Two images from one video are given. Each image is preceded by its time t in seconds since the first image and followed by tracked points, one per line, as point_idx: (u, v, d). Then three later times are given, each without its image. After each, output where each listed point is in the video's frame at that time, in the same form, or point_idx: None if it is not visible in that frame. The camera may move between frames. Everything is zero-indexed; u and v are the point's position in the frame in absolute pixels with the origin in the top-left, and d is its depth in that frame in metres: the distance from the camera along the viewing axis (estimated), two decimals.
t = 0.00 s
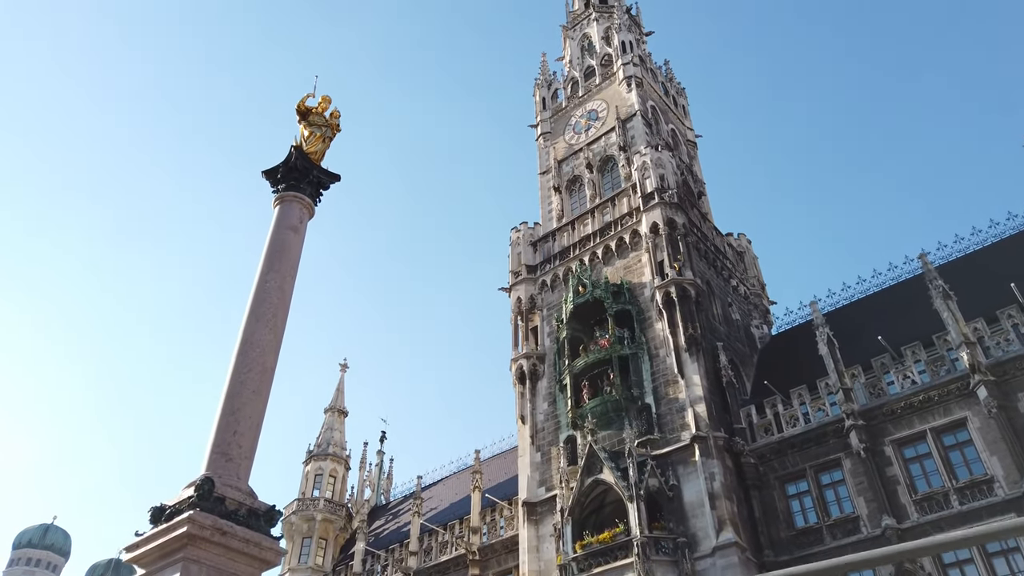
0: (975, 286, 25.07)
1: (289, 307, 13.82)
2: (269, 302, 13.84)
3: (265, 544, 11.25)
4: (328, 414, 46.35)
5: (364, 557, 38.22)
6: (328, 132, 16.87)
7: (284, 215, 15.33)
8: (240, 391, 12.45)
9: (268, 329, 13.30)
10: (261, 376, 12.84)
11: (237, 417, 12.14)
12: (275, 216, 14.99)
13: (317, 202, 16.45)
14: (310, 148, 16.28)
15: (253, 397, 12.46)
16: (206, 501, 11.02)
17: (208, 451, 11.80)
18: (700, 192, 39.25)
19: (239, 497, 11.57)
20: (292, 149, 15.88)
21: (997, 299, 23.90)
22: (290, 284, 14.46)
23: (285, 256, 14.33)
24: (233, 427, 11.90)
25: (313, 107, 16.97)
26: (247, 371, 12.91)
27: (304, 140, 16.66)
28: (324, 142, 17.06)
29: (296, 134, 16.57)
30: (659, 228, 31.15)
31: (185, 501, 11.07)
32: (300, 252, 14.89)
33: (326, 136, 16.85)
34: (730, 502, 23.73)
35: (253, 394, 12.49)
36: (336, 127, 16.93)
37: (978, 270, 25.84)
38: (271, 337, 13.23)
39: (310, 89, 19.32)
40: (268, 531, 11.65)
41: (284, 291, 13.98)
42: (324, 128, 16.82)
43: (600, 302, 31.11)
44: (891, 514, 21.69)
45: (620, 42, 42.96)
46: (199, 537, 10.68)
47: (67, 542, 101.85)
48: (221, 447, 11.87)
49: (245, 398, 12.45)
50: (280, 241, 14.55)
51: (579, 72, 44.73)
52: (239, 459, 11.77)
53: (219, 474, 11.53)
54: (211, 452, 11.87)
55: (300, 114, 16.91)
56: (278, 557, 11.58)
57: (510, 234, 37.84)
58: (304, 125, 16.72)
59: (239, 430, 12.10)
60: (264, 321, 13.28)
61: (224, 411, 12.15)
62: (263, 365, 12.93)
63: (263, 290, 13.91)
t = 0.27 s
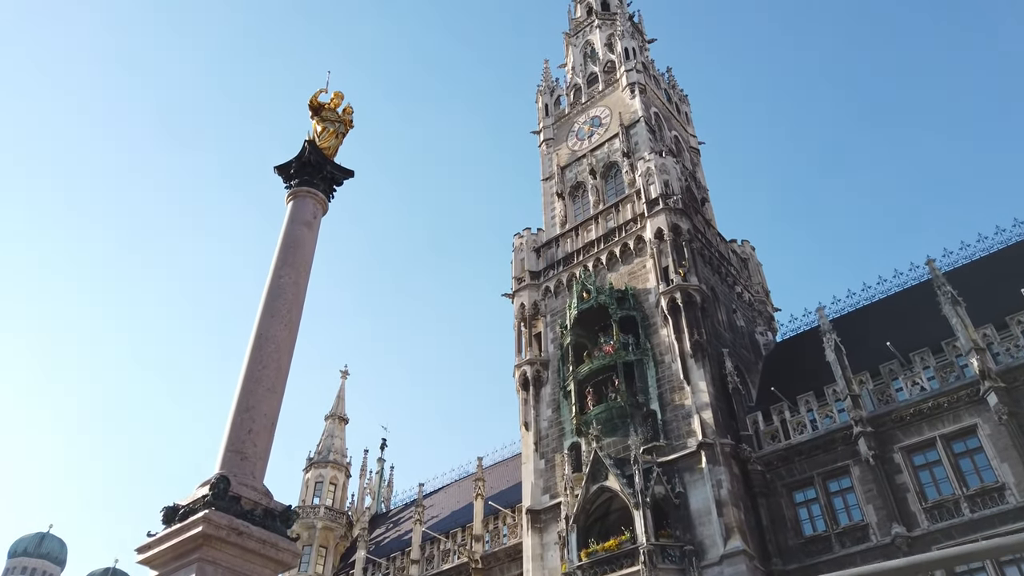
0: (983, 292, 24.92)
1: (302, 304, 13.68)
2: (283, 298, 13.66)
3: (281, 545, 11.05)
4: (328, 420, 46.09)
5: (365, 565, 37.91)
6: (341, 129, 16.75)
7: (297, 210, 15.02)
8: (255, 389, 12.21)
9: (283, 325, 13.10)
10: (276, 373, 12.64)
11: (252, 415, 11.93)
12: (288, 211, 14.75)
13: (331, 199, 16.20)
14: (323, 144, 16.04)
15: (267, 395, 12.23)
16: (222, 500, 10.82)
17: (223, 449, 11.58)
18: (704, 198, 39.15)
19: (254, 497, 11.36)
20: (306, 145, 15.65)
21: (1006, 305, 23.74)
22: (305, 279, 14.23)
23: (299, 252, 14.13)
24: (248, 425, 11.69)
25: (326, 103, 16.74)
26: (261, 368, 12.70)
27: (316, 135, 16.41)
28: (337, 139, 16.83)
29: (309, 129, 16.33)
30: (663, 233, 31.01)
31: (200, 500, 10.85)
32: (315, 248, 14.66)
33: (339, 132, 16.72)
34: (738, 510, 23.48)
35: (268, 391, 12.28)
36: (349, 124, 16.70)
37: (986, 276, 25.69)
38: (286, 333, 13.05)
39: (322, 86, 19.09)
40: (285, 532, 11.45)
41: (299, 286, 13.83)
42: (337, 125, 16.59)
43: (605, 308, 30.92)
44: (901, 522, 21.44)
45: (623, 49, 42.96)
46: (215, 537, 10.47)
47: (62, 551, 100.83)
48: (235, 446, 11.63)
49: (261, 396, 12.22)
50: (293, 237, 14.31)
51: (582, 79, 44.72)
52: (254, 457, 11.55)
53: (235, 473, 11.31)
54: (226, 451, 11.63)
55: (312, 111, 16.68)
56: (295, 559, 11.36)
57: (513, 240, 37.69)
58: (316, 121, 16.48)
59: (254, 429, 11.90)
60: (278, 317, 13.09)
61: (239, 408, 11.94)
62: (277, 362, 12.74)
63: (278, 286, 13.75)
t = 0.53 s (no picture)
0: (991, 301, 24.77)
1: (316, 301, 13.42)
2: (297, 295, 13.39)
3: (298, 547, 10.76)
4: (328, 431, 45.70)
5: None
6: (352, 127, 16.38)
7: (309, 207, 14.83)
8: (269, 386, 11.91)
9: (297, 321, 12.81)
10: (291, 370, 12.35)
11: (265, 413, 11.61)
12: (301, 207, 14.53)
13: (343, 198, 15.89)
14: (335, 140, 15.76)
15: (282, 392, 11.94)
16: (236, 500, 10.46)
17: (236, 448, 11.26)
18: (706, 208, 39.07)
19: (269, 497, 11.01)
20: (319, 141, 15.38)
21: (1014, 314, 23.58)
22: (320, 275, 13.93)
23: (312, 249, 13.88)
24: (262, 423, 11.37)
25: (338, 100, 16.47)
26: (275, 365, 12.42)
27: (328, 133, 16.10)
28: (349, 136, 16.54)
29: (321, 126, 16.06)
30: (667, 243, 30.87)
31: (214, 500, 10.51)
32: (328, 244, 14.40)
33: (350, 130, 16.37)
34: (745, 522, 23.19)
35: (282, 388, 11.98)
36: (361, 121, 16.36)
37: (994, 285, 25.54)
38: (300, 330, 12.78)
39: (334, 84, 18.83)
40: (300, 534, 11.11)
41: (313, 281, 13.55)
42: (349, 121, 16.32)
43: (608, 317, 30.71)
44: (910, 534, 21.14)
45: (625, 59, 43.05)
46: (230, 538, 10.13)
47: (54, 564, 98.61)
48: (249, 444, 11.30)
49: (275, 394, 11.93)
50: (307, 233, 14.06)
51: (584, 89, 44.78)
52: (268, 456, 11.21)
53: (249, 472, 10.99)
54: (239, 450, 11.31)
55: (324, 108, 16.40)
56: (310, 562, 11.01)
57: (515, 250, 37.54)
58: (329, 117, 16.20)
59: (269, 427, 11.57)
60: (292, 314, 12.83)
61: (253, 406, 11.63)
62: (292, 359, 12.45)
63: (291, 282, 13.48)
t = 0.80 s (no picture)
0: (1000, 319, 24.61)
1: (332, 309, 13.26)
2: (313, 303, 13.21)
3: (316, 561, 10.47)
4: (327, 451, 45.26)
5: None
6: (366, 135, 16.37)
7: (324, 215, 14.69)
8: (286, 395, 11.71)
9: (313, 330, 12.63)
10: (307, 379, 12.14)
11: (281, 423, 11.39)
12: (316, 215, 14.39)
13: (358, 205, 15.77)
14: (350, 147, 15.66)
15: (298, 401, 11.74)
16: (253, 512, 10.19)
17: (252, 459, 11.02)
18: (709, 226, 39.01)
19: (287, 510, 10.76)
20: (334, 148, 15.24)
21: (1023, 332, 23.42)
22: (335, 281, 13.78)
23: (328, 257, 13.74)
24: (278, 433, 11.15)
25: (352, 108, 16.40)
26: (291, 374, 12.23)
27: (343, 140, 16.06)
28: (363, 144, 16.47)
29: (336, 134, 15.99)
30: (671, 260, 30.75)
31: (230, 512, 10.23)
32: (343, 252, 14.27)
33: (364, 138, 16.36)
34: (753, 543, 22.82)
35: (298, 397, 11.77)
36: (375, 129, 16.35)
37: (1002, 303, 25.39)
38: (315, 337, 12.59)
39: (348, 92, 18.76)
40: (317, 548, 10.84)
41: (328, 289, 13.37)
42: (364, 129, 16.28)
43: (612, 335, 30.51)
44: (922, 556, 20.78)
45: (627, 78, 43.24)
46: (247, 551, 9.81)
47: None
48: (266, 455, 11.06)
49: (291, 403, 11.72)
50: (323, 241, 13.92)
51: (586, 108, 44.95)
52: (285, 467, 10.95)
53: (266, 483, 10.74)
54: (255, 460, 11.06)
55: (338, 116, 16.33)
56: None
57: (518, 267, 37.42)
58: (343, 125, 16.13)
59: (285, 437, 11.34)
60: (308, 322, 12.66)
61: (269, 415, 11.42)
62: (308, 368, 12.25)
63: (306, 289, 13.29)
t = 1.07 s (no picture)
0: (1008, 347, 24.45)
1: (348, 324, 13.07)
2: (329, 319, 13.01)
3: None
4: (326, 480, 44.65)
5: None
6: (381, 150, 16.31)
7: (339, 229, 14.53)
8: (302, 411, 11.47)
9: (329, 345, 12.42)
10: (323, 396, 11.91)
11: (297, 439, 11.13)
12: (331, 229, 14.23)
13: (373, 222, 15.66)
14: (365, 163, 15.60)
15: (315, 417, 11.49)
16: (271, 530, 9.89)
17: (268, 477, 10.73)
18: (711, 254, 38.99)
19: (304, 529, 10.46)
20: (349, 163, 15.17)
21: None
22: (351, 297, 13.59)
23: (345, 272, 13.57)
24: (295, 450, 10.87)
25: (367, 125, 16.41)
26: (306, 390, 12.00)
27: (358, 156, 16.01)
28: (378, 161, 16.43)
29: (351, 149, 15.95)
30: (675, 287, 30.65)
31: (247, 531, 9.93)
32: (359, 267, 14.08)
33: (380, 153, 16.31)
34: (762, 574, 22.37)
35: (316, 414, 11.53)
36: (390, 145, 16.29)
37: (1010, 331, 25.24)
38: (332, 353, 12.39)
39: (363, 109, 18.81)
40: (335, 569, 10.51)
41: (345, 304, 13.18)
42: (378, 145, 16.23)
43: (616, 362, 30.28)
44: None
45: (629, 107, 43.60)
46: (265, 572, 9.50)
47: None
48: (282, 472, 10.78)
49: (308, 420, 11.47)
50: (339, 255, 13.77)
51: (587, 136, 45.25)
52: (302, 485, 10.66)
53: (283, 501, 10.47)
54: (271, 478, 10.78)
55: (353, 132, 16.33)
56: None
57: (520, 294, 37.29)
58: (358, 141, 16.11)
59: (301, 454, 11.07)
60: (324, 337, 12.46)
61: (286, 432, 11.18)
62: (325, 383, 12.03)
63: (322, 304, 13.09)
